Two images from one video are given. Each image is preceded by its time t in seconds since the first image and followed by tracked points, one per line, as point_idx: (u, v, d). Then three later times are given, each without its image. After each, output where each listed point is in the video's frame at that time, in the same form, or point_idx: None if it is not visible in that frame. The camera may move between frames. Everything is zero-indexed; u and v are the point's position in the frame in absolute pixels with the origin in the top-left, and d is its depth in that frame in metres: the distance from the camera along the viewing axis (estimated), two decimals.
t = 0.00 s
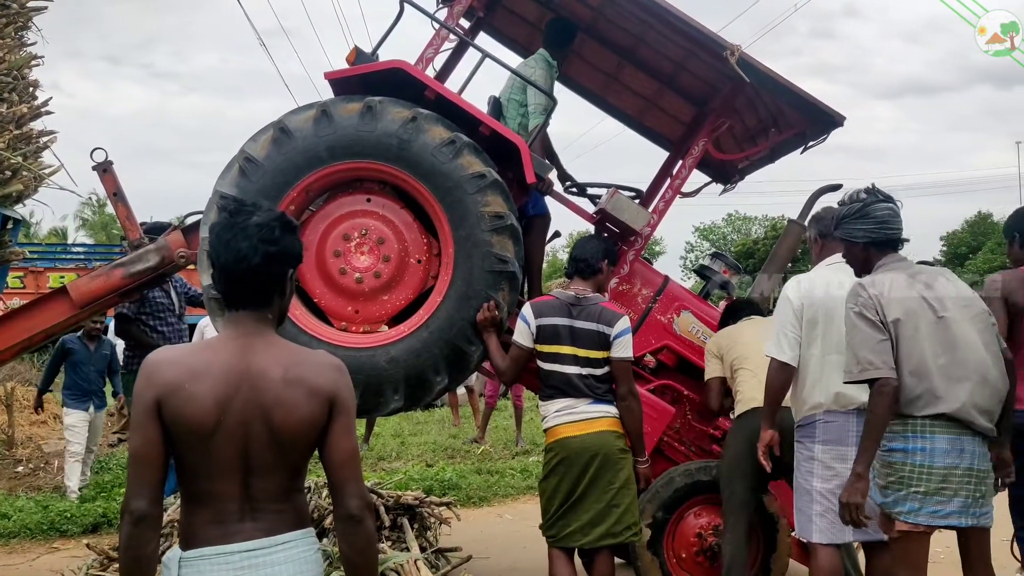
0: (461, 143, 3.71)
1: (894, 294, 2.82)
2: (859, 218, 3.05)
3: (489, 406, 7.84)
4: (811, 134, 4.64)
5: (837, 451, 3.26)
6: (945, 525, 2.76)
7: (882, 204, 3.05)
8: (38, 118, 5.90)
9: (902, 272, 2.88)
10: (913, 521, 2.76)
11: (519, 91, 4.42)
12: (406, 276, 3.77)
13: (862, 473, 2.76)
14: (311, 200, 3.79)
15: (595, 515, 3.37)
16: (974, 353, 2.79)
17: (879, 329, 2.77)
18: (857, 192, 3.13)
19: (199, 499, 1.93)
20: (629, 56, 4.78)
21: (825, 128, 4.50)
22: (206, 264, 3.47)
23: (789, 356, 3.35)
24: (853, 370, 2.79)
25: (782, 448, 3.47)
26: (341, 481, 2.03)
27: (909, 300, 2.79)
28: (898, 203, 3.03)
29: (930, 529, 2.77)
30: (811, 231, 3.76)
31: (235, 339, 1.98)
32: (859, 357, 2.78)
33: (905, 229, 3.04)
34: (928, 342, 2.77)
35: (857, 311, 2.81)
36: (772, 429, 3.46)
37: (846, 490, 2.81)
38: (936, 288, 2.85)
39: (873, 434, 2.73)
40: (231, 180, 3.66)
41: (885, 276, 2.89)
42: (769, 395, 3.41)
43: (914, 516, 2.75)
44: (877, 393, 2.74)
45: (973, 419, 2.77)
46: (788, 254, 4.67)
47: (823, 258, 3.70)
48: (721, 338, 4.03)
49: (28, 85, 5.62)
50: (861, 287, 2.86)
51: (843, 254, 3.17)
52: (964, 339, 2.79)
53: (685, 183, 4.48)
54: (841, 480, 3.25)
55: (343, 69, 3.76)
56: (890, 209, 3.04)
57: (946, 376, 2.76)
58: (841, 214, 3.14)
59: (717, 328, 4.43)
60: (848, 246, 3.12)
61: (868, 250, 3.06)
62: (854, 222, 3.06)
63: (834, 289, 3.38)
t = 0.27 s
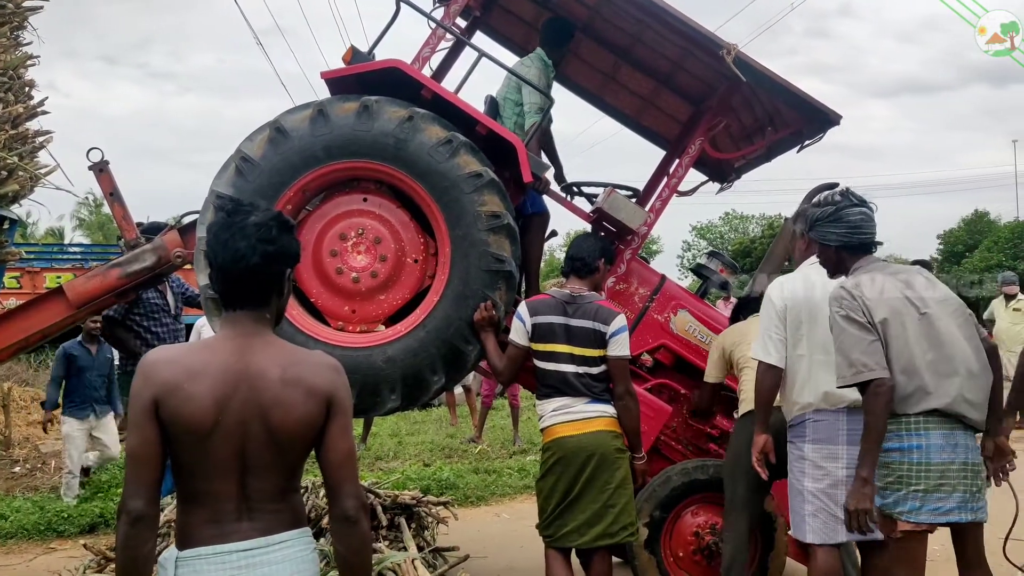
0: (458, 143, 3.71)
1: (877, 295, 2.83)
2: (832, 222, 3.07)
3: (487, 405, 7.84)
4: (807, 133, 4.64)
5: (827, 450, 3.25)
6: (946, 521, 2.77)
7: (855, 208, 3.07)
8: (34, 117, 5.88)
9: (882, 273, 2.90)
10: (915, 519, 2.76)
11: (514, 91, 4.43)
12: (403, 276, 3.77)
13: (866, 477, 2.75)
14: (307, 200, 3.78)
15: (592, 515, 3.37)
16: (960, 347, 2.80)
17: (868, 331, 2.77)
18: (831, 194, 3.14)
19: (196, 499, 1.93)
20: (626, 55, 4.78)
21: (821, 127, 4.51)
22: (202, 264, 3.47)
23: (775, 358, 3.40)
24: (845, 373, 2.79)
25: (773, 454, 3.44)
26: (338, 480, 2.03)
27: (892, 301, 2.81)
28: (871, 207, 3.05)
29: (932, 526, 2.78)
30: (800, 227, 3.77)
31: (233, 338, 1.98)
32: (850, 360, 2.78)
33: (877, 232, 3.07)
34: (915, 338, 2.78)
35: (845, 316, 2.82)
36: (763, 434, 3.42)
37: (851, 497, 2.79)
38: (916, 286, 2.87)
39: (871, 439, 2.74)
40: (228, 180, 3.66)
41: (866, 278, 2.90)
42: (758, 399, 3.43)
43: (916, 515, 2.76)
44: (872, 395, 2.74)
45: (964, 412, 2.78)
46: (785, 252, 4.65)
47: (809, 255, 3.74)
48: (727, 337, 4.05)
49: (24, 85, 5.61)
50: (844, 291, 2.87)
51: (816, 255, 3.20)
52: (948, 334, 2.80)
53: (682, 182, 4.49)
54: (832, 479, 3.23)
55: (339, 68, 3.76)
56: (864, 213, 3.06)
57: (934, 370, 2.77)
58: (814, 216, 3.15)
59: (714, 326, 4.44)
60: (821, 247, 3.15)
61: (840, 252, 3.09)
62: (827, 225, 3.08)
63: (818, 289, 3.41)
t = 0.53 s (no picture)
0: (454, 142, 3.71)
1: (880, 292, 2.83)
2: (839, 217, 3.06)
3: (485, 405, 7.84)
4: (803, 132, 4.65)
5: (818, 450, 3.27)
6: (939, 521, 2.78)
7: (865, 205, 3.05)
8: (30, 117, 5.87)
9: (885, 271, 2.91)
10: (909, 518, 2.77)
11: (511, 90, 4.43)
12: (400, 275, 3.77)
13: (877, 476, 2.70)
14: (304, 200, 3.78)
15: (586, 516, 3.37)
16: (959, 349, 2.81)
17: (870, 327, 2.77)
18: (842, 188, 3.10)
19: (193, 499, 1.93)
20: (622, 54, 4.78)
21: (818, 126, 4.51)
22: (199, 264, 3.46)
23: (764, 359, 3.36)
24: (847, 369, 2.78)
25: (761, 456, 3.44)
26: (335, 481, 2.03)
27: (895, 300, 2.81)
28: (880, 205, 3.02)
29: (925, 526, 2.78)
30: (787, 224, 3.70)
31: (230, 338, 1.98)
32: (852, 355, 2.77)
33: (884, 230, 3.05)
34: (916, 338, 2.78)
35: (847, 313, 2.81)
36: (751, 435, 3.43)
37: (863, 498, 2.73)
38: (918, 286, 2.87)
39: (879, 436, 2.71)
40: (224, 180, 3.65)
41: (870, 275, 2.91)
42: (746, 400, 3.40)
43: (910, 513, 2.76)
44: (876, 391, 2.72)
45: (960, 414, 2.78)
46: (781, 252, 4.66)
47: (795, 255, 3.71)
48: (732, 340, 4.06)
49: (20, 85, 5.60)
50: (847, 287, 2.88)
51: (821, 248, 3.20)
52: (947, 335, 2.80)
53: (678, 181, 4.49)
54: (823, 479, 3.25)
55: (335, 68, 3.75)
56: (873, 211, 3.04)
57: (933, 370, 2.78)
58: (823, 208, 3.13)
59: (711, 325, 4.44)
60: (826, 241, 3.15)
61: (844, 248, 3.09)
62: (833, 220, 3.07)
63: (804, 289, 3.40)
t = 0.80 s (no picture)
0: (451, 142, 3.71)
1: (898, 290, 2.82)
2: (865, 209, 3.05)
3: (482, 405, 7.85)
4: (800, 131, 4.65)
5: (813, 450, 3.28)
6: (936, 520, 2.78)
7: (891, 200, 3.04)
8: (26, 118, 5.87)
9: (905, 269, 2.89)
10: (905, 515, 2.78)
11: (507, 88, 4.44)
12: (397, 275, 3.77)
13: (874, 468, 2.73)
14: (300, 200, 3.77)
15: (586, 513, 3.37)
16: (971, 353, 2.80)
17: (886, 322, 2.76)
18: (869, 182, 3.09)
19: (190, 500, 1.93)
20: (619, 54, 4.78)
21: (814, 125, 4.52)
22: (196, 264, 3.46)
23: (752, 361, 3.35)
24: (860, 363, 2.77)
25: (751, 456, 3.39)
26: (333, 481, 2.03)
27: (913, 298, 2.80)
28: (905, 201, 3.01)
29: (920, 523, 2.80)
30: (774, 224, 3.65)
31: (227, 339, 1.98)
32: (865, 349, 2.76)
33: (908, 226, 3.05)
34: (928, 339, 2.78)
35: (865, 304, 2.80)
36: (744, 438, 3.37)
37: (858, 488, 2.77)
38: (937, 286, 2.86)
39: (882, 430, 2.72)
40: (220, 181, 3.65)
41: (889, 272, 2.90)
42: (736, 403, 3.36)
43: (907, 510, 2.78)
44: (886, 387, 2.73)
45: (966, 418, 2.79)
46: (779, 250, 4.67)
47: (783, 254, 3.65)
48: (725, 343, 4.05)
49: (16, 85, 5.60)
50: (867, 280, 2.86)
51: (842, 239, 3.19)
52: (961, 338, 2.80)
53: (675, 180, 4.49)
54: (818, 480, 3.27)
55: (331, 68, 3.75)
56: (899, 206, 3.03)
57: (942, 372, 2.78)
58: (848, 200, 3.12)
59: (708, 324, 4.44)
60: (849, 233, 3.14)
61: (866, 241, 3.09)
62: (858, 212, 3.06)
63: (791, 287, 3.37)
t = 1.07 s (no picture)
0: (449, 142, 3.72)
1: (917, 286, 2.82)
2: (883, 208, 3.04)
3: (480, 405, 7.85)
4: (797, 130, 4.65)
5: (817, 450, 3.29)
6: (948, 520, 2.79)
7: (909, 199, 3.03)
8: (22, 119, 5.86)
9: (922, 267, 2.89)
10: (920, 516, 2.78)
11: (503, 87, 4.45)
12: (394, 275, 3.77)
13: (881, 459, 2.77)
14: (297, 200, 3.78)
15: (587, 512, 3.37)
16: (984, 354, 2.81)
17: (902, 316, 2.76)
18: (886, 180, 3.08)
19: (188, 501, 1.92)
20: (616, 54, 4.78)
21: (811, 124, 4.52)
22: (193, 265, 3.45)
23: (755, 361, 3.34)
24: (874, 355, 2.78)
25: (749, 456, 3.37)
26: (331, 482, 2.03)
27: (930, 296, 2.80)
28: (924, 200, 3.01)
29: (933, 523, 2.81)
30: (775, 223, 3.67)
31: (225, 340, 1.97)
32: (879, 342, 2.77)
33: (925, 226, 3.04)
34: (943, 336, 2.78)
35: (881, 298, 2.80)
36: (742, 435, 3.35)
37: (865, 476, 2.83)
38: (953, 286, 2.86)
39: (892, 424, 2.74)
40: (218, 182, 3.65)
41: (906, 268, 2.90)
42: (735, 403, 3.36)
43: (921, 511, 2.77)
44: (899, 380, 2.73)
45: (979, 418, 2.80)
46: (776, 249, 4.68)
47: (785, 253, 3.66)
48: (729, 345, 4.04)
49: (12, 87, 5.59)
50: (884, 275, 2.87)
51: (858, 237, 3.18)
52: (974, 337, 2.81)
53: (672, 180, 4.49)
54: (822, 479, 3.28)
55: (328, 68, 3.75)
56: (917, 205, 3.03)
57: (957, 370, 2.78)
58: (867, 198, 3.11)
59: (706, 324, 4.44)
60: (865, 231, 3.13)
61: (884, 240, 3.07)
62: (877, 210, 3.05)
63: (794, 287, 3.37)
